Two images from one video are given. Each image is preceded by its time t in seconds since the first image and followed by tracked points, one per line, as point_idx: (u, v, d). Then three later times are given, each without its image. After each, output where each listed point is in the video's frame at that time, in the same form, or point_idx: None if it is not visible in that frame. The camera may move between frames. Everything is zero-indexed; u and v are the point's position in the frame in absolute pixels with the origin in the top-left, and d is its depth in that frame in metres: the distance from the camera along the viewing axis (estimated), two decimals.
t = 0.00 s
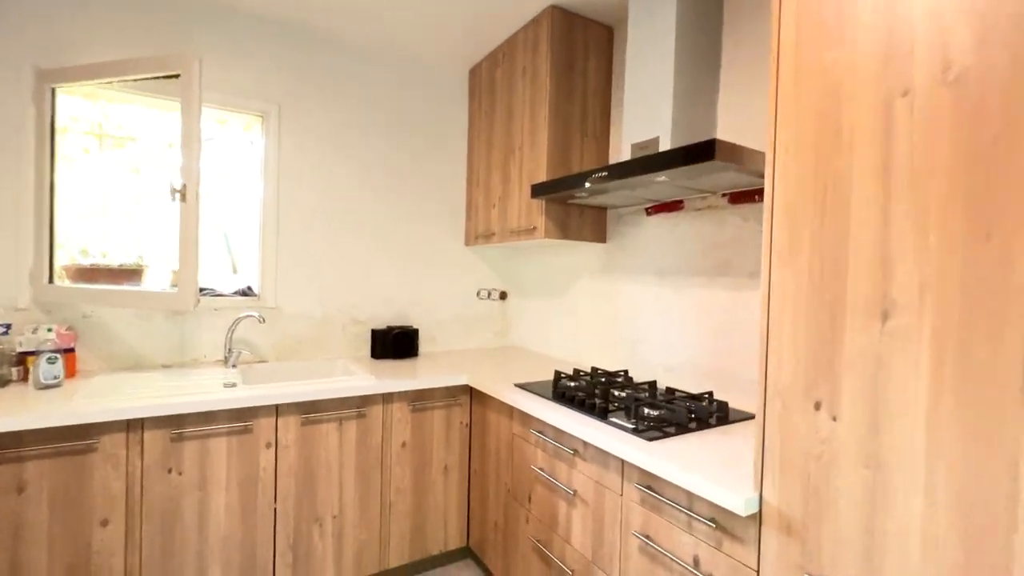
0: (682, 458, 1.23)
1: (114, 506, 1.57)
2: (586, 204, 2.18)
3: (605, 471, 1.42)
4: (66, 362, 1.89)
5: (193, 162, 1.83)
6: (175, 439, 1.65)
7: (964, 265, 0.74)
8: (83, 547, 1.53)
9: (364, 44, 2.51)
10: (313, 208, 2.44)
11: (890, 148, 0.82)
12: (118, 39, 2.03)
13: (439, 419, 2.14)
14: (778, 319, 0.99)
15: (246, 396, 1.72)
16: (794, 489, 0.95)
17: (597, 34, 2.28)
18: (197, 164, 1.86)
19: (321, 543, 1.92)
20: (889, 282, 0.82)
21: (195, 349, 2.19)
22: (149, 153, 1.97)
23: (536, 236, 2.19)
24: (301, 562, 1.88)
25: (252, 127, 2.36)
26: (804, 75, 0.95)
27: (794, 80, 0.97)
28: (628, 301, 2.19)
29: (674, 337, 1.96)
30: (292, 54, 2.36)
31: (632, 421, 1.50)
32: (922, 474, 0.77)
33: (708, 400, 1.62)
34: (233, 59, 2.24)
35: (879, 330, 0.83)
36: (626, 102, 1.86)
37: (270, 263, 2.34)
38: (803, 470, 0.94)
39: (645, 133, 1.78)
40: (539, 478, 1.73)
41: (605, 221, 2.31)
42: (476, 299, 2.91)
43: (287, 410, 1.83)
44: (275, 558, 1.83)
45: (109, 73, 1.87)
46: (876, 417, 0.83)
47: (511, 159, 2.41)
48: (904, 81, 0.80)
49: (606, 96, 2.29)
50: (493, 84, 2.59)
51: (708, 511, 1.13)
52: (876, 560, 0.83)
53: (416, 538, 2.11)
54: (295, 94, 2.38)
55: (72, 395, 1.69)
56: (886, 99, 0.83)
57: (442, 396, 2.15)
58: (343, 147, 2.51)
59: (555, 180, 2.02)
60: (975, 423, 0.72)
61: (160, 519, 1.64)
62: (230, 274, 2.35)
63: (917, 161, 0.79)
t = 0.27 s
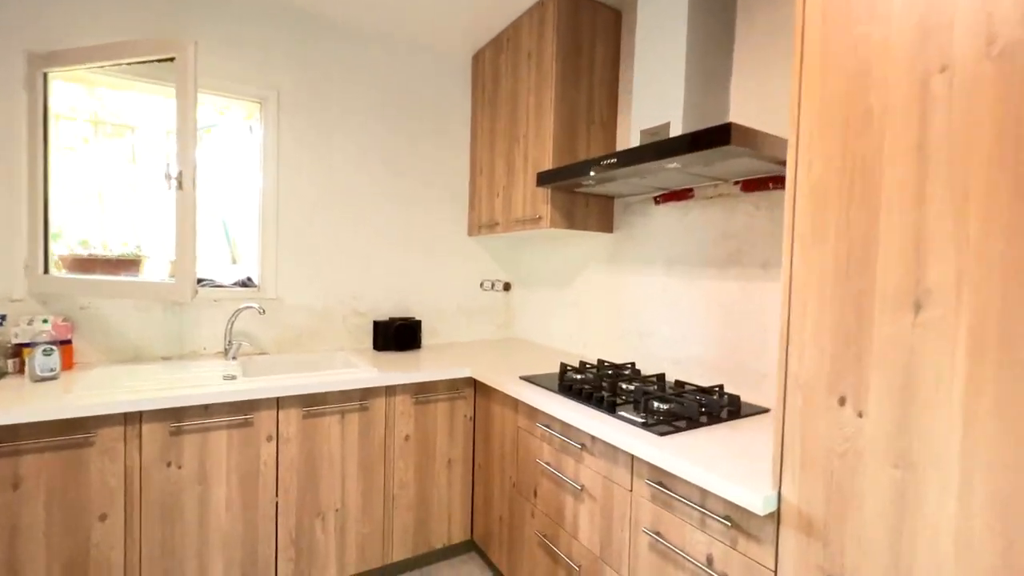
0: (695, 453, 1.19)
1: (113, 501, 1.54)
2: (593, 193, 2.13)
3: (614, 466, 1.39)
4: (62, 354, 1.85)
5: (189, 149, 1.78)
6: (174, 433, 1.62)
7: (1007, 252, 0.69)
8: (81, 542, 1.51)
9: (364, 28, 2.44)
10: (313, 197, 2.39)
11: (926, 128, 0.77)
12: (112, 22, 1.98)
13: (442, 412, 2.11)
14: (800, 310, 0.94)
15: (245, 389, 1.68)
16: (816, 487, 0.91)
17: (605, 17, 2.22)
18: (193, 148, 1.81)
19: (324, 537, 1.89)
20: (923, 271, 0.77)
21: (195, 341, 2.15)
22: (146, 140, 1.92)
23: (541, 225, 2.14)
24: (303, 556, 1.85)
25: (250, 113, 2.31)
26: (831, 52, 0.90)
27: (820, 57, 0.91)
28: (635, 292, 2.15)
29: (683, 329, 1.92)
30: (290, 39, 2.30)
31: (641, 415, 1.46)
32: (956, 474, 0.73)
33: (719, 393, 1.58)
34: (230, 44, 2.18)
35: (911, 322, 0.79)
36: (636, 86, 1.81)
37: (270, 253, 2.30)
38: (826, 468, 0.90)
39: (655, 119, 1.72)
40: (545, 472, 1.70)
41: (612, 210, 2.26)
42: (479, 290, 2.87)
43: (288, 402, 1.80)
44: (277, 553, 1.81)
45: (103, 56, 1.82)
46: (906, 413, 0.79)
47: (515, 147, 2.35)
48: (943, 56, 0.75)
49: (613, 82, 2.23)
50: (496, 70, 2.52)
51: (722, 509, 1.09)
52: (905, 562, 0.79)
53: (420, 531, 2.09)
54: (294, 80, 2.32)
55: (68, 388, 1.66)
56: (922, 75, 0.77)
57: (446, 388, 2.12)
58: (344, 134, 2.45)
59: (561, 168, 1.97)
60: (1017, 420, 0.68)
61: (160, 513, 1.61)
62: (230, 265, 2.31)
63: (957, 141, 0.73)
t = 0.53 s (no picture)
0: (708, 447, 1.14)
1: (110, 493, 1.51)
2: (600, 179, 2.07)
3: (623, 459, 1.34)
4: (58, 344, 1.82)
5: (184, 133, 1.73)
6: (172, 424, 1.58)
7: None
8: (78, 535, 1.48)
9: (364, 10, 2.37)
10: (313, 185, 2.34)
11: (969, 99, 0.71)
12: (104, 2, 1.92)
13: (445, 403, 2.07)
14: (824, 297, 0.89)
15: (244, 380, 1.64)
16: (840, 483, 0.87)
17: None
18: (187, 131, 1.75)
19: (325, 531, 1.86)
20: (962, 255, 0.72)
21: (194, 331, 2.11)
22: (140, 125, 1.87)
23: (546, 213, 2.09)
24: (304, 549, 1.83)
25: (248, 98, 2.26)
26: (864, 19, 0.83)
27: (851, 26, 0.85)
28: (643, 282, 2.10)
29: (693, 319, 1.87)
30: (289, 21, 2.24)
31: (651, 407, 1.41)
32: (998, 472, 0.68)
33: (730, 384, 1.53)
34: (227, 26, 2.12)
35: (949, 309, 0.73)
36: (645, 68, 1.74)
37: (269, 242, 2.25)
38: (851, 463, 0.85)
39: (665, 101, 1.66)
40: (551, 465, 1.66)
41: (619, 198, 2.20)
42: (482, 281, 2.82)
43: (288, 393, 1.76)
44: (278, 546, 1.78)
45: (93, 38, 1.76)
46: (942, 407, 0.74)
47: (520, 133, 2.29)
48: (990, 20, 0.69)
49: (621, 65, 2.16)
50: (500, 54, 2.46)
51: (737, 505, 1.05)
52: (938, 564, 0.75)
53: (423, 524, 2.06)
54: (293, 63, 2.26)
55: (63, 378, 1.62)
56: (966, 42, 0.71)
57: (449, 379, 2.08)
58: (344, 120, 2.39)
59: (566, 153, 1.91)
60: None
61: (158, 506, 1.58)
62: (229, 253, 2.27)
63: (1006, 112, 0.67)
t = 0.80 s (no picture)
0: (720, 439, 1.08)
1: (100, 483, 1.47)
2: (606, 161, 1.99)
3: (629, 451, 1.29)
4: (48, 330, 1.77)
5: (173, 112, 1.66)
6: (164, 412, 1.54)
7: None
8: (68, 525, 1.44)
9: None
10: (311, 168, 2.27)
11: None
12: None
13: (446, 392, 2.02)
14: (850, 278, 0.82)
15: (238, 367, 1.59)
16: (864, 479, 0.81)
17: None
18: (174, 109, 1.69)
19: (323, 522, 1.82)
20: (1011, 230, 0.64)
21: (189, 318, 2.06)
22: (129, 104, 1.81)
23: (550, 196, 2.02)
24: (302, 540, 1.79)
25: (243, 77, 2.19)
26: None
27: None
28: (650, 268, 2.02)
29: (702, 306, 1.80)
30: None
31: (658, 397, 1.35)
32: None
33: (741, 373, 1.47)
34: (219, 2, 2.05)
35: (994, 291, 0.66)
36: (655, 42, 1.65)
37: (265, 227, 2.20)
38: (877, 458, 0.79)
39: (676, 76, 1.57)
40: (554, 456, 1.61)
41: (626, 181, 2.12)
42: (485, 268, 2.76)
43: (284, 381, 1.71)
44: (275, 537, 1.74)
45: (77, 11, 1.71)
46: (983, 398, 0.67)
47: (523, 114, 2.21)
48: None
49: (629, 41, 2.07)
50: (504, 32, 2.37)
51: (750, 500, 0.99)
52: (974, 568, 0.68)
53: (423, 515, 2.02)
54: (289, 42, 2.18)
55: (52, 365, 1.58)
56: None
57: (450, 368, 2.02)
58: (342, 101, 2.31)
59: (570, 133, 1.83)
60: None
61: (150, 495, 1.54)
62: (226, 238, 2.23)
63: None
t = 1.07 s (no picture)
0: (728, 434, 1.03)
1: (93, 474, 1.45)
2: (611, 146, 1.92)
3: (633, 445, 1.24)
4: (41, 320, 1.74)
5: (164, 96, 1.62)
6: (157, 403, 1.51)
7: None
8: (61, 517, 1.42)
9: None
10: (309, 155, 2.22)
11: None
12: None
13: (446, 384, 1.98)
14: (872, 264, 0.76)
15: (232, 358, 1.56)
16: (884, 479, 0.75)
17: None
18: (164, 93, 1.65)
19: (322, 515, 1.80)
20: None
21: (185, 308, 2.03)
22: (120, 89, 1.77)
23: (553, 183, 1.96)
24: (300, 533, 1.77)
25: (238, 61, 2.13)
26: None
27: None
28: (656, 257, 1.96)
29: (710, 296, 1.74)
30: None
31: (664, 390, 1.30)
32: None
33: (750, 366, 1.41)
34: None
35: None
36: (663, 20, 1.58)
37: (263, 215, 2.15)
38: (899, 457, 0.73)
39: (684, 56, 1.50)
40: (556, 450, 1.56)
41: (631, 168, 2.06)
42: (488, 257, 2.71)
43: (280, 372, 1.67)
44: (272, 530, 1.72)
45: None
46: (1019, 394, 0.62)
47: (526, 98, 2.14)
48: None
49: (636, 22, 1.99)
50: (506, 14, 2.29)
51: (760, 499, 0.94)
52: None
53: (424, 508, 1.99)
54: (285, 24, 2.12)
55: (44, 355, 1.55)
56: None
57: (450, 359, 1.98)
58: (340, 86, 2.26)
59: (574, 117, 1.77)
60: None
61: (145, 487, 1.52)
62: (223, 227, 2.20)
63: None
